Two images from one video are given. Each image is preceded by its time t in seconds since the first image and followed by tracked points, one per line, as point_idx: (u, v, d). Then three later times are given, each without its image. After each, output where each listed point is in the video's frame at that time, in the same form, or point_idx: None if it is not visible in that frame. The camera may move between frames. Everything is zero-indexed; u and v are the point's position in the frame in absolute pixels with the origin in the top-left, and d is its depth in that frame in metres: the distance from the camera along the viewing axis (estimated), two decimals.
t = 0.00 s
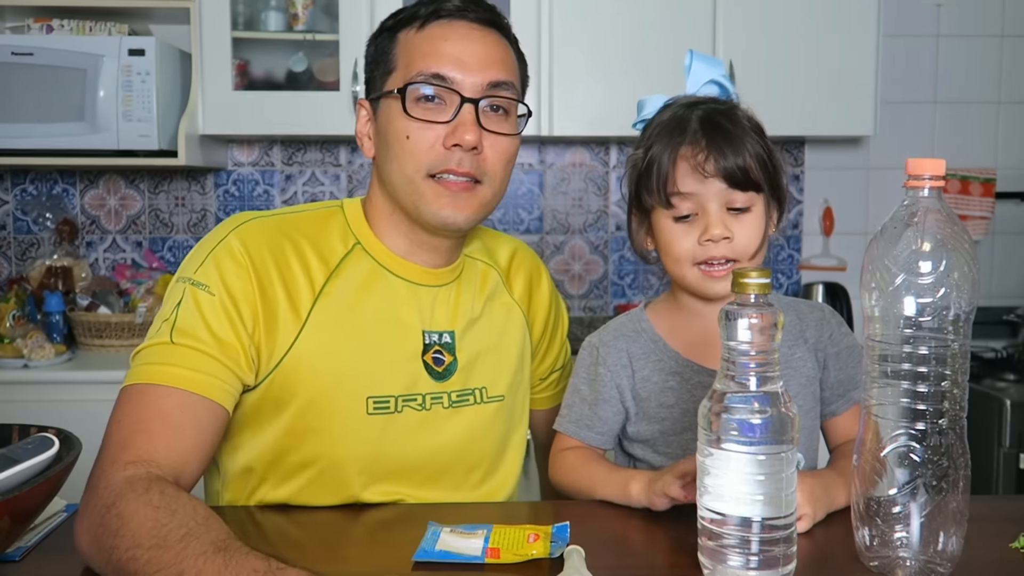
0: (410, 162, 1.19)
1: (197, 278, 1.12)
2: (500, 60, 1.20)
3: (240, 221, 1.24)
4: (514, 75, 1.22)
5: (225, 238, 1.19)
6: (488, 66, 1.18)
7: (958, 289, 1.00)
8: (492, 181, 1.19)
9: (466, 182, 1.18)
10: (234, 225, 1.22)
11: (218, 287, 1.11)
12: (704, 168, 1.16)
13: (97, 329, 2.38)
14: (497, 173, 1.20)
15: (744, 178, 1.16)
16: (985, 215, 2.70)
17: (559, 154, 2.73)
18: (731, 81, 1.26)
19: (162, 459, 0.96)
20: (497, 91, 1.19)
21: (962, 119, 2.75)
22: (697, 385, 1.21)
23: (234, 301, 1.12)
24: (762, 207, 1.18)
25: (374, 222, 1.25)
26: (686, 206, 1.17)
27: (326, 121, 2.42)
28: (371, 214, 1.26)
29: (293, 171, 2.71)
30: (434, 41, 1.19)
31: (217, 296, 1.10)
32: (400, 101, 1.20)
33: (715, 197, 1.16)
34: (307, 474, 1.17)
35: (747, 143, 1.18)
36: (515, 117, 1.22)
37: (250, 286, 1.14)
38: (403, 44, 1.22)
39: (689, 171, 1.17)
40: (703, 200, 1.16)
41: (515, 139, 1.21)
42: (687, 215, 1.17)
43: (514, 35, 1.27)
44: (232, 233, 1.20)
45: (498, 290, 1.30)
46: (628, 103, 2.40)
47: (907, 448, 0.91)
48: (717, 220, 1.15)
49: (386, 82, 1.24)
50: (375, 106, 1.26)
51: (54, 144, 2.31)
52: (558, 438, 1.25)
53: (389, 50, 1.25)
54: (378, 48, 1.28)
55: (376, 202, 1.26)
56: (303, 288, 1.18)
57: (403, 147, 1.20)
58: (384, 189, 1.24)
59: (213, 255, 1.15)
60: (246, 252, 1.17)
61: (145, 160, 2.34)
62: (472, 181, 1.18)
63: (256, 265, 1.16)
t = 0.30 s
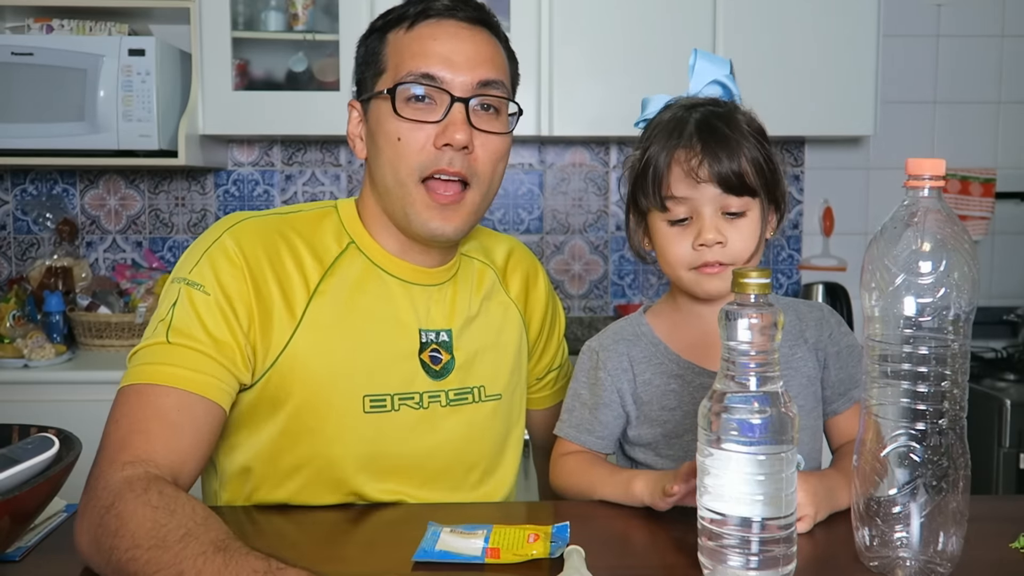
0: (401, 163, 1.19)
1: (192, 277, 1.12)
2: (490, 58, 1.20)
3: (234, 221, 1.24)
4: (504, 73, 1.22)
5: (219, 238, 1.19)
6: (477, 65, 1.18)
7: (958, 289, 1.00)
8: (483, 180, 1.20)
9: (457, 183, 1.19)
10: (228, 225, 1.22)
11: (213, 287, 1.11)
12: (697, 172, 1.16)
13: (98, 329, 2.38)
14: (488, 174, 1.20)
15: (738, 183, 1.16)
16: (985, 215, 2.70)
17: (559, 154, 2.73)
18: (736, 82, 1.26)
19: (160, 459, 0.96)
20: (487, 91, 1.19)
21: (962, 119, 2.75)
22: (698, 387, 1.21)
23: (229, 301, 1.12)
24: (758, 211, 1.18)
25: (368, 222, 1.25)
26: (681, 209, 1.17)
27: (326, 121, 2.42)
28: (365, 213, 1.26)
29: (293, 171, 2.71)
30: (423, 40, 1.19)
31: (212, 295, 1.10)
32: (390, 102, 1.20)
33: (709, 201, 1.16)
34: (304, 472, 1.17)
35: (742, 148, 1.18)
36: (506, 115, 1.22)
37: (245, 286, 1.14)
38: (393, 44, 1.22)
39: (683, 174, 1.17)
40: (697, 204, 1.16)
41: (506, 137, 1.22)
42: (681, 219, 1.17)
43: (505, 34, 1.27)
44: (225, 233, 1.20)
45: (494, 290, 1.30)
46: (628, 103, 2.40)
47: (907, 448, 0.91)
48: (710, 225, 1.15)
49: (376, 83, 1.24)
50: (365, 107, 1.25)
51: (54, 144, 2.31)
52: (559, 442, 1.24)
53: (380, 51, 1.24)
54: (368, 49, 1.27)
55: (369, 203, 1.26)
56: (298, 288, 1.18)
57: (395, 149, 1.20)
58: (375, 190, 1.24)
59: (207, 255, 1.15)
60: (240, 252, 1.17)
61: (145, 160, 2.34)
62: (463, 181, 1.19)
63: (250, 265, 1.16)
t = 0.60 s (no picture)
0: (398, 167, 1.20)
1: (190, 276, 1.12)
2: (485, 60, 1.20)
3: (233, 221, 1.24)
4: (500, 75, 1.22)
5: (217, 237, 1.19)
6: (472, 67, 1.18)
7: (958, 289, 1.00)
8: (479, 184, 1.21)
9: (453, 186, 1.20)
10: (227, 225, 1.23)
11: (210, 285, 1.12)
12: (705, 181, 1.16)
13: (97, 329, 2.38)
14: (483, 177, 1.21)
15: (745, 193, 1.16)
16: (985, 215, 2.70)
17: (559, 154, 2.73)
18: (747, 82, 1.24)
19: (157, 452, 0.96)
20: (484, 93, 1.19)
21: (962, 119, 2.75)
22: (698, 386, 1.21)
23: (227, 299, 1.12)
24: (762, 220, 1.18)
25: (366, 223, 1.25)
26: (687, 216, 1.17)
27: (326, 121, 2.42)
28: (363, 214, 1.26)
29: (293, 171, 2.71)
30: (419, 43, 1.19)
31: (209, 293, 1.11)
32: (385, 105, 1.20)
33: (716, 209, 1.16)
34: (301, 473, 1.17)
35: (748, 156, 1.18)
36: (502, 117, 1.22)
37: (243, 285, 1.15)
38: (388, 46, 1.22)
39: (691, 182, 1.17)
40: (704, 211, 1.16)
41: (501, 139, 1.22)
42: (688, 227, 1.17)
43: (501, 34, 1.27)
44: (224, 232, 1.21)
45: (495, 290, 1.30)
46: (628, 103, 2.40)
47: (907, 448, 0.91)
48: (716, 234, 1.15)
49: (373, 85, 1.24)
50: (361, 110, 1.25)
51: (54, 144, 2.31)
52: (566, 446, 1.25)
53: (375, 52, 1.24)
54: (365, 51, 1.27)
55: (365, 205, 1.26)
56: (296, 288, 1.18)
57: (391, 153, 1.20)
58: (371, 193, 1.24)
59: (205, 254, 1.16)
60: (238, 251, 1.17)
61: (145, 160, 2.34)
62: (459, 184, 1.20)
63: (248, 265, 1.17)
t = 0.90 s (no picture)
0: (404, 171, 1.18)
1: (198, 275, 1.14)
2: (492, 64, 1.20)
3: (233, 220, 1.26)
4: (507, 78, 1.22)
5: (217, 236, 1.21)
6: (479, 71, 1.18)
7: (958, 289, 1.00)
8: (485, 191, 1.18)
9: (456, 193, 1.18)
10: (228, 223, 1.24)
11: (221, 282, 1.14)
12: (716, 192, 1.18)
13: (98, 329, 2.38)
14: (489, 182, 1.18)
15: (755, 206, 1.17)
16: (985, 215, 2.70)
17: (559, 154, 2.73)
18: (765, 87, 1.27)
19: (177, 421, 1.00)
20: (491, 97, 1.19)
21: (962, 119, 2.75)
22: (697, 381, 1.25)
23: (237, 295, 1.15)
24: (770, 232, 1.20)
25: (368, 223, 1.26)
26: (696, 224, 1.20)
27: (326, 120, 2.42)
28: (365, 215, 1.27)
29: (293, 171, 2.71)
30: (425, 45, 1.19)
31: (220, 289, 1.13)
32: (391, 109, 1.19)
33: (725, 219, 1.18)
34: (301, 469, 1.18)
35: (758, 167, 1.19)
36: (508, 121, 1.21)
37: (249, 285, 1.17)
38: (393, 46, 1.22)
39: (702, 192, 1.19)
40: (712, 221, 1.18)
41: (508, 145, 1.20)
42: (696, 235, 1.20)
43: (507, 31, 1.27)
44: (224, 230, 1.22)
45: (501, 293, 1.30)
46: (628, 103, 2.40)
47: (908, 448, 0.91)
48: (722, 245, 1.18)
49: (378, 86, 1.24)
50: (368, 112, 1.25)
51: (55, 144, 2.31)
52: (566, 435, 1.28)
53: (381, 52, 1.24)
54: (370, 49, 1.27)
55: (371, 206, 1.26)
56: (298, 288, 1.20)
57: (397, 156, 1.19)
58: (378, 196, 1.24)
59: (209, 252, 1.18)
60: (240, 250, 1.19)
61: (145, 160, 2.34)
62: (463, 192, 1.18)
63: (251, 264, 1.19)
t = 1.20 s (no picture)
0: (405, 165, 1.19)
1: (200, 276, 1.14)
2: (495, 57, 1.20)
3: (237, 218, 1.26)
4: (507, 72, 1.22)
5: (221, 235, 1.21)
6: (480, 65, 1.18)
7: (958, 289, 1.00)
8: (489, 181, 1.18)
9: (461, 185, 1.17)
10: (231, 222, 1.24)
11: (223, 283, 1.14)
12: (728, 198, 1.18)
13: (97, 329, 2.38)
14: (494, 175, 1.18)
15: (765, 213, 1.18)
16: (985, 215, 2.70)
17: (560, 154, 2.73)
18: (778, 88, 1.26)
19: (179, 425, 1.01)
20: (492, 91, 1.19)
21: (962, 119, 2.75)
22: (700, 377, 1.26)
23: (239, 297, 1.15)
24: (778, 237, 1.20)
25: (372, 222, 1.26)
26: (705, 228, 1.20)
27: (326, 120, 2.42)
28: (368, 213, 1.27)
29: (293, 171, 2.71)
30: (425, 40, 1.19)
31: (222, 291, 1.13)
32: (392, 103, 1.19)
33: (734, 224, 1.18)
34: (306, 469, 1.18)
35: (770, 172, 1.20)
36: (510, 115, 1.22)
37: (252, 286, 1.17)
38: (393, 42, 1.22)
39: (713, 197, 1.19)
40: (721, 226, 1.19)
41: (510, 138, 1.20)
42: (704, 238, 1.20)
43: (507, 27, 1.27)
44: (227, 230, 1.22)
45: (503, 292, 1.30)
46: (628, 103, 2.40)
47: (907, 448, 0.91)
48: (730, 250, 1.18)
49: (378, 82, 1.24)
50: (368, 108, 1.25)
51: (55, 144, 2.31)
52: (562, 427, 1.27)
53: (381, 48, 1.24)
54: (370, 46, 1.27)
55: (372, 203, 1.26)
56: (300, 288, 1.20)
57: (398, 150, 1.19)
58: (380, 192, 1.24)
59: (212, 252, 1.18)
60: (243, 250, 1.19)
61: (145, 160, 2.34)
62: (467, 184, 1.17)
63: (254, 264, 1.19)
